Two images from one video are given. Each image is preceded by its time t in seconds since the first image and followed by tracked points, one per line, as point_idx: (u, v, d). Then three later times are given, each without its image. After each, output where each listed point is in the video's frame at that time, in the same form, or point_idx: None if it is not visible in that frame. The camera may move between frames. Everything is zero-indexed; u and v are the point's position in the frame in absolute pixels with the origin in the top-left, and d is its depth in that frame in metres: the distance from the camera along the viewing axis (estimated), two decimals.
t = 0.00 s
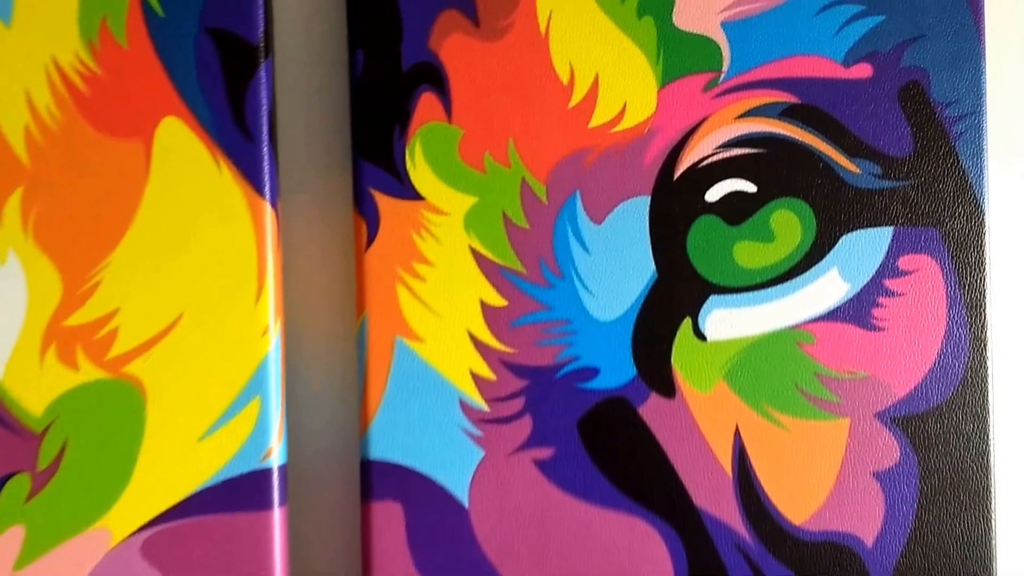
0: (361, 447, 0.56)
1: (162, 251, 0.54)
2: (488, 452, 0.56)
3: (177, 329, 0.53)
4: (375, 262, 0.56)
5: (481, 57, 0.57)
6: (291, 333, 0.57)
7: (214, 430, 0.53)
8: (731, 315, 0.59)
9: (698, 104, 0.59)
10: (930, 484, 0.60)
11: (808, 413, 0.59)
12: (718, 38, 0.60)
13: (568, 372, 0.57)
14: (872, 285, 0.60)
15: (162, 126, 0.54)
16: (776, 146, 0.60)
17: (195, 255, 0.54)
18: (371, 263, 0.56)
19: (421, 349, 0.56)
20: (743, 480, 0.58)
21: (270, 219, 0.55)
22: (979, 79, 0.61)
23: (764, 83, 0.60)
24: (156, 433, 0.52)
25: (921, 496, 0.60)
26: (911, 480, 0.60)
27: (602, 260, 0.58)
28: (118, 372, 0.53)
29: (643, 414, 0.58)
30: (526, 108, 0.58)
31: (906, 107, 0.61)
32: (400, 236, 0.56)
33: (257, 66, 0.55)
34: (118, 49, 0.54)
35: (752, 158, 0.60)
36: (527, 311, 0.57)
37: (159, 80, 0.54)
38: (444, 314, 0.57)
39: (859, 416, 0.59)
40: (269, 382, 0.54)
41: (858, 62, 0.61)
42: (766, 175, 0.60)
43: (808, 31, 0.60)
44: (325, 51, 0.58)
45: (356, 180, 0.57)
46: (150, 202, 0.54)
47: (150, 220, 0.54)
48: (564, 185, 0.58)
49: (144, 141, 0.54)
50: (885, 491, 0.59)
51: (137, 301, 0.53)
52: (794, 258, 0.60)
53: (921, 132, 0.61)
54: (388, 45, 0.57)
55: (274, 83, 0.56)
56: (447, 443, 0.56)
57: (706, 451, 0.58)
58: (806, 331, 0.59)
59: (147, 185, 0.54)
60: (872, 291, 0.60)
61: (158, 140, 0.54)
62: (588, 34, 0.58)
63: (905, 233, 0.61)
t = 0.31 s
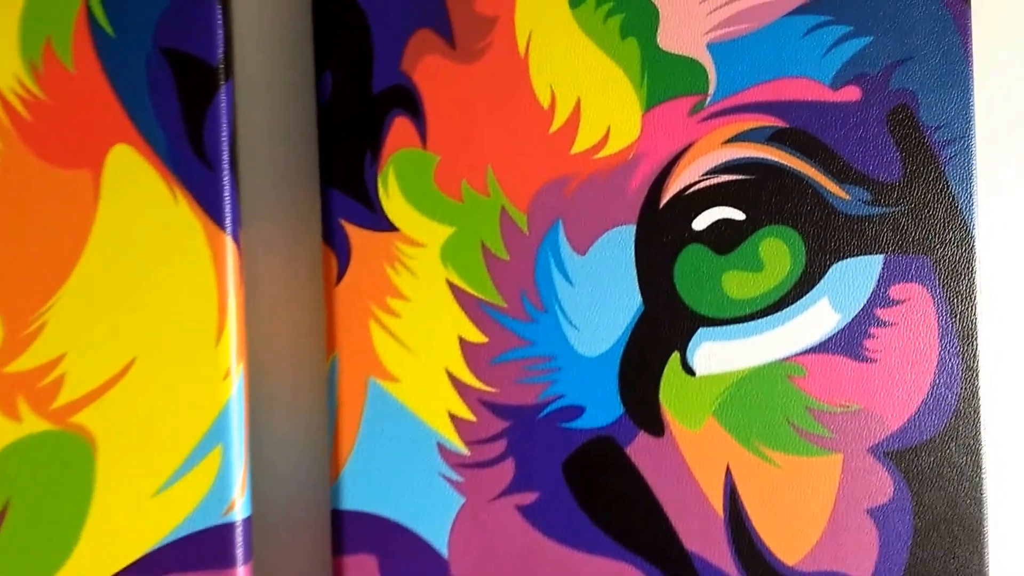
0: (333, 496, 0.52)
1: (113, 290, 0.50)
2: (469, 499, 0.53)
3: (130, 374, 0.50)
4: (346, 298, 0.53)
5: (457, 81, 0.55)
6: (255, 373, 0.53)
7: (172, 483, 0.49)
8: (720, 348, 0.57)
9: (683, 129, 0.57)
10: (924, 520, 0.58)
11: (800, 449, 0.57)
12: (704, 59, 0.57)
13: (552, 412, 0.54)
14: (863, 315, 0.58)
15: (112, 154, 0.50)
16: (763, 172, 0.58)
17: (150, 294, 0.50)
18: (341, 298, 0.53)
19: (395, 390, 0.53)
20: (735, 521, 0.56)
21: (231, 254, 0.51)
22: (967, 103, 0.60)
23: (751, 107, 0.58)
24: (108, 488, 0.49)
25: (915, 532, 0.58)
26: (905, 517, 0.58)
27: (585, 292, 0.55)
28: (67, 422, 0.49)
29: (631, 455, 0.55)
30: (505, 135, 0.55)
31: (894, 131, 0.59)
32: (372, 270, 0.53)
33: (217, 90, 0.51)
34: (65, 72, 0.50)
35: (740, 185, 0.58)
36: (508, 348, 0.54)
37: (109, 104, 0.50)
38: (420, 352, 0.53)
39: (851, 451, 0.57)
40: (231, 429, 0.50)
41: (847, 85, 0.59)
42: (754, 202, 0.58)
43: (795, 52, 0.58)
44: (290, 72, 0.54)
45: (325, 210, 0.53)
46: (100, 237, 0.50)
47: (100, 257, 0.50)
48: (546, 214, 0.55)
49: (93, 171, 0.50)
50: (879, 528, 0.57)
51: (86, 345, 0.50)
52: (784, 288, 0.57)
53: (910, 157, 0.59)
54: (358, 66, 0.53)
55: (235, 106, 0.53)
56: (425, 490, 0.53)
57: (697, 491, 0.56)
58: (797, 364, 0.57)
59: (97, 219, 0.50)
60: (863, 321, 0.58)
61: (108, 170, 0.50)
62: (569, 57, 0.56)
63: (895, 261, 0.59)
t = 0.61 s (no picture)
0: (299, 556, 0.49)
1: (56, 339, 0.46)
2: (447, 553, 0.50)
3: (75, 431, 0.45)
4: (313, 342, 0.49)
5: (432, 109, 0.52)
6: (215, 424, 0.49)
7: (122, 550, 0.45)
8: (709, 387, 0.54)
9: (666, 159, 0.55)
10: (915, 560, 0.56)
11: (789, 490, 0.55)
12: (687, 86, 0.55)
13: (534, 458, 0.51)
14: (851, 350, 0.56)
15: (55, 190, 0.46)
16: (749, 203, 0.56)
17: (97, 342, 0.46)
18: (309, 343, 0.49)
19: (367, 440, 0.49)
20: (724, 568, 0.54)
21: (187, 297, 0.47)
22: (952, 131, 0.59)
23: (736, 136, 0.56)
24: (51, 556, 0.45)
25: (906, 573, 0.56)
26: (896, 557, 0.56)
27: (568, 331, 0.53)
28: (4, 485, 0.45)
29: (618, 501, 0.52)
30: (482, 167, 0.52)
31: (879, 160, 0.58)
32: (342, 312, 0.49)
33: (171, 119, 0.47)
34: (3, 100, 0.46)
35: (725, 217, 0.55)
36: (487, 392, 0.51)
37: (53, 136, 0.46)
38: (394, 398, 0.50)
39: (842, 491, 0.55)
40: (188, 488, 0.46)
41: (832, 113, 0.57)
42: (740, 234, 0.56)
43: (780, 79, 0.57)
44: (251, 98, 0.50)
45: (290, 248, 0.49)
46: (42, 281, 0.46)
47: (42, 303, 0.46)
48: (525, 250, 0.53)
49: (35, 209, 0.46)
50: (870, 570, 0.56)
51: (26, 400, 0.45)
52: (771, 323, 0.55)
53: (895, 187, 0.58)
54: (326, 95, 0.50)
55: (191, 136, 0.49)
56: (399, 546, 0.49)
57: (685, 538, 0.53)
58: (786, 402, 0.55)
59: (39, 261, 0.46)
60: (851, 356, 0.56)
61: (51, 208, 0.46)
62: (548, 84, 0.53)
63: (882, 294, 0.57)
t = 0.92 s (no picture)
0: None
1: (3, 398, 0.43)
2: None
3: (26, 496, 0.42)
4: (282, 394, 0.46)
5: (405, 145, 0.49)
6: (177, 482, 0.46)
7: None
8: (695, 430, 0.52)
9: (649, 194, 0.53)
10: None
11: (778, 534, 0.53)
12: (668, 118, 0.53)
13: (516, 510, 0.49)
14: (839, 388, 0.55)
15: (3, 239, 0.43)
16: (733, 238, 0.54)
17: (49, 401, 0.43)
18: (277, 395, 0.46)
19: (340, 496, 0.47)
20: None
21: (146, 350, 0.44)
22: (936, 162, 0.58)
23: (719, 169, 0.54)
24: None
25: None
26: None
27: (551, 375, 0.51)
28: None
29: (604, 552, 0.50)
30: (459, 205, 0.50)
31: (864, 191, 0.57)
32: (312, 362, 0.47)
33: (126, 159, 0.44)
34: None
35: (710, 253, 0.54)
36: (466, 442, 0.49)
37: None
38: (368, 451, 0.47)
39: (831, 534, 0.54)
40: (150, 554, 0.43)
41: (817, 144, 0.56)
42: (725, 271, 0.54)
43: (764, 110, 0.55)
44: (212, 132, 0.47)
45: (255, 295, 0.47)
46: None
47: None
48: (505, 291, 0.50)
49: None
50: None
51: None
52: (758, 362, 0.54)
53: (880, 219, 0.57)
54: (293, 131, 0.47)
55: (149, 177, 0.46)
56: None
57: None
58: (773, 443, 0.54)
59: None
60: (839, 394, 0.55)
61: None
62: (527, 116, 0.51)
63: (869, 330, 0.56)
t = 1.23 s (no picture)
0: None
1: None
2: None
3: None
4: (255, 454, 0.44)
5: (383, 189, 0.47)
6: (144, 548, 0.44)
7: None
8: (686, 477, 0.51)
9: (635, 234, 0.52)
10: None
11: None
12: (654, 156, 0.52)
13: (503, 567, 0.47)
14: (830, 430, 0.54)
15: None
16: (721, 278, 0.53)
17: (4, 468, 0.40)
18: (250, 455, 0.44)
19: (318, 559, 0.45)
20: None
21: (110, 410, 0.42)
22: (922, 197, 0.57)
23: (706, 206, 0.53)
24: None
25: None
26: None
27: (537, 424, 0.49)
28: None
29: None
30: (439, 249, 0.48)
31: (852, 228, 0.56)
32: (288, 418, 0.45)
33: (86, 209, 0.42)
34: None
35: (698, 293, 0.52)
36: (450, 497, 0.47)
37: None
38: (348, 510, 0.45)
39: None
40: None
41: (804, 180, 0.55)
42: (713, 312, 0.53)
43: (751, 145, 0.54)
44: (178, 180, 0.45)
45: (226, 349, 0.44)
46: None
47: None
48: (488, 338, 0.49)
49: None
50: None
51: None
52: (747, 406, 0.53)
53: (868, 256, 0.56)
54: (265, 178, 0.45)
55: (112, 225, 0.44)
56: None
57: None
58: (765, 488, 0.52)
59: None
60: (830, 437, 0.54)
61: None
62: (508, 156, 0.50)
63: (859, 370, 0.55)
